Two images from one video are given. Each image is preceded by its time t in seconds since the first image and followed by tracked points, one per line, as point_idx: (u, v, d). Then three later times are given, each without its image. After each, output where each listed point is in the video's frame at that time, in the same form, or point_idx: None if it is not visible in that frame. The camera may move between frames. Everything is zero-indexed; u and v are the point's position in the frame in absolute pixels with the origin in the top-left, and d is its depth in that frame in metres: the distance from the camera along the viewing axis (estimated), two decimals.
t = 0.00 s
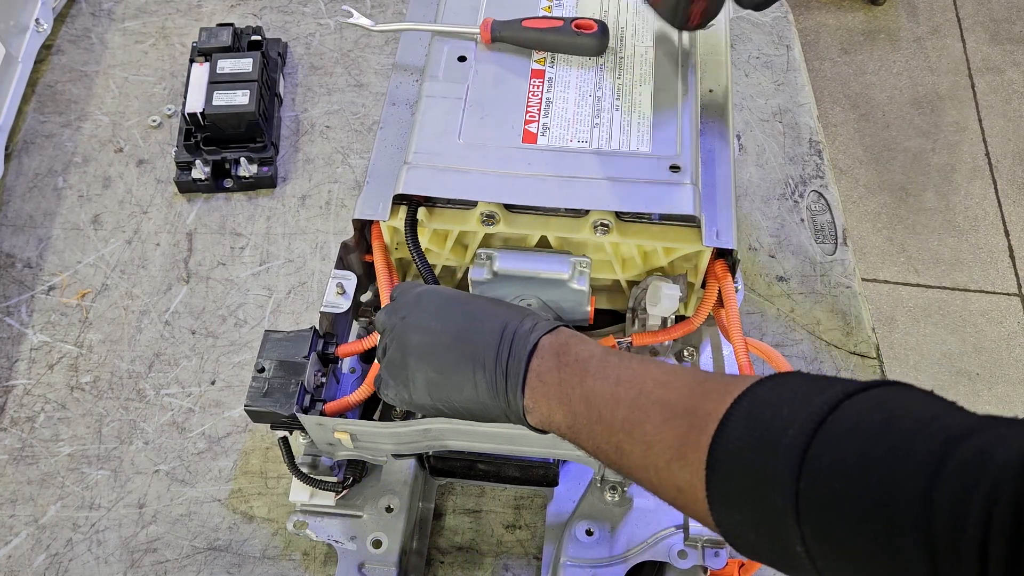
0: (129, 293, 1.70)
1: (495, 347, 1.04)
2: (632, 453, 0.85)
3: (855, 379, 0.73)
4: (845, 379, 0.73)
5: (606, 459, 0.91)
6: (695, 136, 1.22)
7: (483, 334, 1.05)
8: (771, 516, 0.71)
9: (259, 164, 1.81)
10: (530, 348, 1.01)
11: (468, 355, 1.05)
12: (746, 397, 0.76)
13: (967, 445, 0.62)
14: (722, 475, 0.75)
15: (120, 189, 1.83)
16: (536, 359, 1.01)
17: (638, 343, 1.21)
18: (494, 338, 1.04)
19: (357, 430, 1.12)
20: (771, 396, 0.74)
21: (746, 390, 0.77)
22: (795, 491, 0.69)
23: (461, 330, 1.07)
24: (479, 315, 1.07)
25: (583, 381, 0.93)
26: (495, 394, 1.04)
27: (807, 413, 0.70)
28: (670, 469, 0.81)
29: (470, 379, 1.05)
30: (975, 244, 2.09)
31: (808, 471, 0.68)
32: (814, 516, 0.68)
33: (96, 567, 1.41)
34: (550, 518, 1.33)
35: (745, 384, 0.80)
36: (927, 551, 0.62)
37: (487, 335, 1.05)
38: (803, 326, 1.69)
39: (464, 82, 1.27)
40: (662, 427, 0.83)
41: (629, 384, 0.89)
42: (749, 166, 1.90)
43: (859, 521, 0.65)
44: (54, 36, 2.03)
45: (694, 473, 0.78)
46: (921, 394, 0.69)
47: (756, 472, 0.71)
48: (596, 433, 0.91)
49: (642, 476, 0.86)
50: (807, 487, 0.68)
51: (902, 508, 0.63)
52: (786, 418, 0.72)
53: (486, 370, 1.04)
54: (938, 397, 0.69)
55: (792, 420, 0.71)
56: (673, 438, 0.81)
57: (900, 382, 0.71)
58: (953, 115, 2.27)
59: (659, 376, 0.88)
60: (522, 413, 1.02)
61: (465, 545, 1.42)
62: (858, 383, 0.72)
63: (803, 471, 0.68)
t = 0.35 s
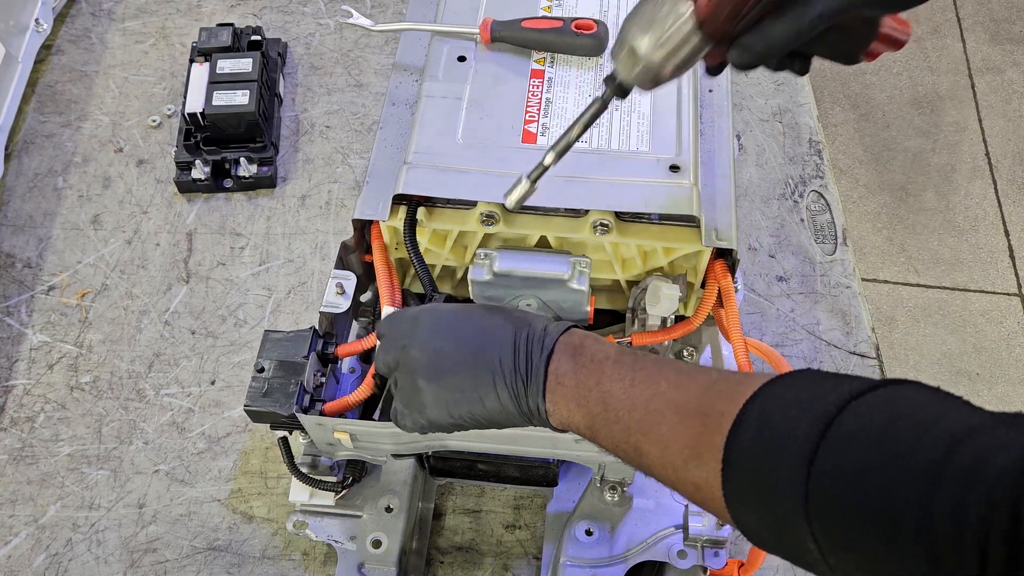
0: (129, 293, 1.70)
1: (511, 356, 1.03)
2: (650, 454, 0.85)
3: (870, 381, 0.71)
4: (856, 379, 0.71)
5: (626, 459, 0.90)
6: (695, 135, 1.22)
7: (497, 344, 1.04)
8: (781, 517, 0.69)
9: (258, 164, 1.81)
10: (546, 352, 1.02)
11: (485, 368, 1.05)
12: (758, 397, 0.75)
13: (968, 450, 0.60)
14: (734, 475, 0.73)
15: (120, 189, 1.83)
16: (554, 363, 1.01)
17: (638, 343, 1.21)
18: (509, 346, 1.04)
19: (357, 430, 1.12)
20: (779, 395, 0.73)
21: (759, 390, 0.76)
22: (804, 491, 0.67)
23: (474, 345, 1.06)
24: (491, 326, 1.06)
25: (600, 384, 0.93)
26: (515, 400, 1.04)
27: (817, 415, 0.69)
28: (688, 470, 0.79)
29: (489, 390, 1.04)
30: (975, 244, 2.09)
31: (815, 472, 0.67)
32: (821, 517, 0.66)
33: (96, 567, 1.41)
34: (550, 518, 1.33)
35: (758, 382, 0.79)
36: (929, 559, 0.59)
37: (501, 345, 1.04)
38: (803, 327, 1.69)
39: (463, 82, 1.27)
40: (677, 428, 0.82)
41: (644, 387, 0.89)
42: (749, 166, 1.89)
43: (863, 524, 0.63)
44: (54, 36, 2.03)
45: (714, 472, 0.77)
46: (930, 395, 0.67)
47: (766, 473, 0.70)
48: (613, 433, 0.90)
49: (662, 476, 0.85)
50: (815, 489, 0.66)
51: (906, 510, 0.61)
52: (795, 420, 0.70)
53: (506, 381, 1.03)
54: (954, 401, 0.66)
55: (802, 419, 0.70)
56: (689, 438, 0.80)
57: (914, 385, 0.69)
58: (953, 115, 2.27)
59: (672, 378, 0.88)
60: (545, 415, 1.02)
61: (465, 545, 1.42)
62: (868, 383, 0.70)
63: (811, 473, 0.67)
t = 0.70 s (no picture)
0: (129, 293, 1.70)
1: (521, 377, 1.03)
2: (663, 485, 0.80)
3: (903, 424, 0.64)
4: (881, 421, 0.65)
5: (639, 488, 0.86)
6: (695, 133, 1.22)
7: (507, 366, 1.05)
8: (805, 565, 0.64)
9: (258, 164, 1.81)
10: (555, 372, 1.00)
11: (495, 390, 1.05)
12: (777, 438, 0.70)
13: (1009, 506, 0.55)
14: (752, 519, 0.68)
15: (120, 189, 1.83)
16: (564, 386, 0.98)
17: (638, 344, 1.21)
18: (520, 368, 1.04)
19: (357, 430, 1.12)
20: (800, 434, 0.68)
21: (778, 429, 0.71)
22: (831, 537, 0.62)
23: (483, 367, 1.07)
24: (498, 346, 1.08)
25: (610, 410, 0.89)
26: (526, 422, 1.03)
27: (845, 460, 0.63)
28: (704, 505, 0.75)
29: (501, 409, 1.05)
30: (975, 244, 2.09)
31: (843, 521, 0.61)
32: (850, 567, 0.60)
33: (96, 567, 1.41)
34: (551, 517, 1.33)
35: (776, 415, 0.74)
36: None
37: (514, 367, 1.05)
38: (803, 327, 1.69)
39: (464, 83, 1.27)
40: (690, 462, 0.77)
41: (655, 414, 0.84)
42: (749, 166, 1.89)
43: None
44: (54, 36, 2.03)
45: (729, 512, 0.72)
46: (963, 441, 0.61)
47: (788, 518, 0.65)
48: (625, 461, 0.86)
49: (675, 510, 0.80)
50: (841, 542, 0.61)
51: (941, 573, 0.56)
52: (822, 463, 0.64)
53: (510, 402, 1.04)
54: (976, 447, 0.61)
55: (827, 459, 0.64)
56: (703, 473, 0.75)
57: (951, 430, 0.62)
58: (953, 115, 2.27)
59: (685, 406, 0.83)
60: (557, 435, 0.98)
61: (465, 545, 1.42)
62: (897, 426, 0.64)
63: (838, 526, 0.61)
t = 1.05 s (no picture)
0: (129, 293, 1.70)
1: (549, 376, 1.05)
2: (683, 497, 0.82)
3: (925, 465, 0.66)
4: (913, 462, 0.67)
5: (654, 498, 0.87)
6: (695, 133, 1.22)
7: (538, 365, 1.07)
8: None
9: (259, 164, 1.81)
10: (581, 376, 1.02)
11: (522, 386, 1.06)
12: (804, 463, 0.72)
13: None
14: (772, 541, 0.70)
15: (120, 190, 1.83)
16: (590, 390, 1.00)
17: (638, 344, 1.21)
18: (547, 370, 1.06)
19: (357, 430, 1.12)
20: (829, 464, 0.70)
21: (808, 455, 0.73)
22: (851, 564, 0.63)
23: (512, 364, 1.09)
24: (526, 349, 1.10)
25: (637, 422, 0.91)
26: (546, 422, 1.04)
27: (869, 494, 0.65)
28: (722, 521, 0.76)
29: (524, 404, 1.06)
30: (976, 244, 2.09)
31: (865, 553, 0.63)
32: None
33: (96, 567, 1.41)
34: (551, 517, 1.33)
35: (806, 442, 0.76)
36: None
37: (544, 367, 1.06)
38: (803, 327, 1.69)
39: (464, 83, 1.27)
40: (716, 479, 0.79)
41: (682, 429, 0.86)
42: (749, 166, 1.89)
43: None
44: (54, 36, 2.03)
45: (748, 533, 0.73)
46: (989, 489, 0.63)
47: (809, 544, 0.67)
48: (645, 469, 0.88)
49: (691, 523, 0.82)
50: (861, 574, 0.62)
51: None
52: (851, 495, 0.66)
53: (536, 398, 1.04)
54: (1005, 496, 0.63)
55: (856, 491, 0.66)
56: (727, 491, 0.77)
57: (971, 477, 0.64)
58: (953, 115, 2.27)
59: (716, 425, 0.84)
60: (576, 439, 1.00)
61: (465, 545, 1.42)
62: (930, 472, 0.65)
63: (858, 557, 0.63)
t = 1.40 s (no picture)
0: (129, 293, 1.70)
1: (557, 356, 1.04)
2: (683, 486, 0.81)
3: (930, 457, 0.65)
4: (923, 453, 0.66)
5: (655, 486, 0.87)
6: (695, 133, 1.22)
7: (546, 343, 1.06)
8: None
9: (259, 164, 1.81)
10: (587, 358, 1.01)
11: (528, 364, 1.06)
12: (808, 455, 0.71)
13: None
14: (775, 533, 0.70)
15: (120, 189, 1.83)
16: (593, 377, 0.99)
17: (638, 344, 1.21)
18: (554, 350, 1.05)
19: (357, 430, 1.12)
20: (834, 455, 0.69)
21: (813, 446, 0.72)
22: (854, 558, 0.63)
23: (520, 341, 1.08)
24: (534, 324, 1.09)
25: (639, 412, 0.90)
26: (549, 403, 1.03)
27: (875, 488, 0.64)
28: (723, 510, 0.76)
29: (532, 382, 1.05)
30: (976, 244, 2.09)
31: (868, 548, 0.62)
32: None
33: (96, 567, 1.41)
34: (551, 517, 1.33)
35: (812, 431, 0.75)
36: None
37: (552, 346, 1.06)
38: (803, 327, 1.70)
39: (464, 83, 1.27)
40: (718, 467, 0.78)
41: (685, 418, 0.85)
42: (749, 166, 1.90)
43: None
44: (54, 36, 2.03)
45: (752, 523, 0.73)
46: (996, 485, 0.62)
47: (813, 539, 0.66)
48: (646, 458, 0.88)
49: (691, 510, 0.82)
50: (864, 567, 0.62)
51: None
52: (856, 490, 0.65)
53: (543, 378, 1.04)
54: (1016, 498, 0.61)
55: (862, 486, 0.65)
56: (729, 481, 0.76)
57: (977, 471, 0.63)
58: (952, 115, 2.27)
59: (720, 414, 0.83)
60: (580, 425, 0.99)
61: (465, 545, 1.42)
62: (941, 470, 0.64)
63: (862, 551, 0.62)
